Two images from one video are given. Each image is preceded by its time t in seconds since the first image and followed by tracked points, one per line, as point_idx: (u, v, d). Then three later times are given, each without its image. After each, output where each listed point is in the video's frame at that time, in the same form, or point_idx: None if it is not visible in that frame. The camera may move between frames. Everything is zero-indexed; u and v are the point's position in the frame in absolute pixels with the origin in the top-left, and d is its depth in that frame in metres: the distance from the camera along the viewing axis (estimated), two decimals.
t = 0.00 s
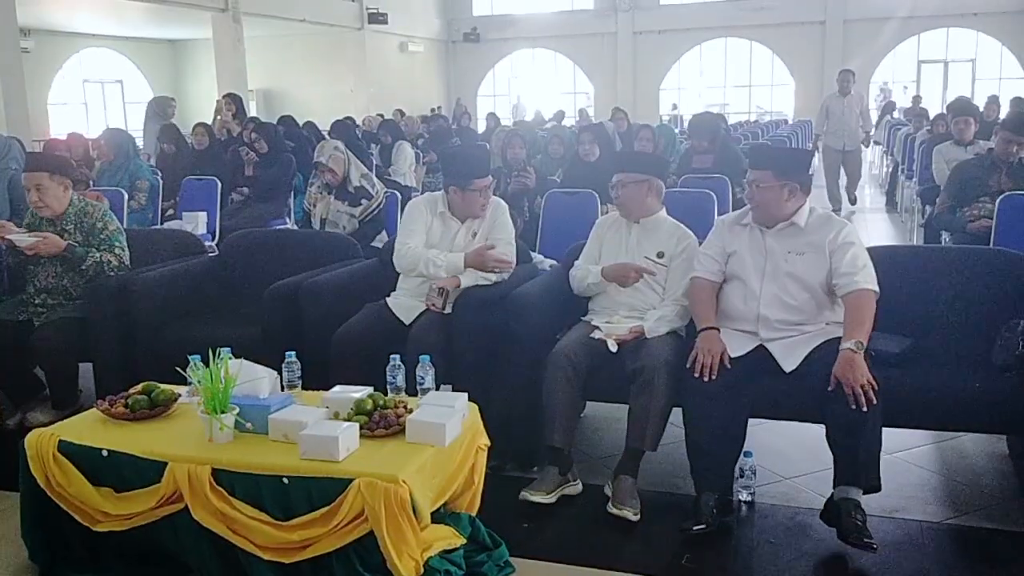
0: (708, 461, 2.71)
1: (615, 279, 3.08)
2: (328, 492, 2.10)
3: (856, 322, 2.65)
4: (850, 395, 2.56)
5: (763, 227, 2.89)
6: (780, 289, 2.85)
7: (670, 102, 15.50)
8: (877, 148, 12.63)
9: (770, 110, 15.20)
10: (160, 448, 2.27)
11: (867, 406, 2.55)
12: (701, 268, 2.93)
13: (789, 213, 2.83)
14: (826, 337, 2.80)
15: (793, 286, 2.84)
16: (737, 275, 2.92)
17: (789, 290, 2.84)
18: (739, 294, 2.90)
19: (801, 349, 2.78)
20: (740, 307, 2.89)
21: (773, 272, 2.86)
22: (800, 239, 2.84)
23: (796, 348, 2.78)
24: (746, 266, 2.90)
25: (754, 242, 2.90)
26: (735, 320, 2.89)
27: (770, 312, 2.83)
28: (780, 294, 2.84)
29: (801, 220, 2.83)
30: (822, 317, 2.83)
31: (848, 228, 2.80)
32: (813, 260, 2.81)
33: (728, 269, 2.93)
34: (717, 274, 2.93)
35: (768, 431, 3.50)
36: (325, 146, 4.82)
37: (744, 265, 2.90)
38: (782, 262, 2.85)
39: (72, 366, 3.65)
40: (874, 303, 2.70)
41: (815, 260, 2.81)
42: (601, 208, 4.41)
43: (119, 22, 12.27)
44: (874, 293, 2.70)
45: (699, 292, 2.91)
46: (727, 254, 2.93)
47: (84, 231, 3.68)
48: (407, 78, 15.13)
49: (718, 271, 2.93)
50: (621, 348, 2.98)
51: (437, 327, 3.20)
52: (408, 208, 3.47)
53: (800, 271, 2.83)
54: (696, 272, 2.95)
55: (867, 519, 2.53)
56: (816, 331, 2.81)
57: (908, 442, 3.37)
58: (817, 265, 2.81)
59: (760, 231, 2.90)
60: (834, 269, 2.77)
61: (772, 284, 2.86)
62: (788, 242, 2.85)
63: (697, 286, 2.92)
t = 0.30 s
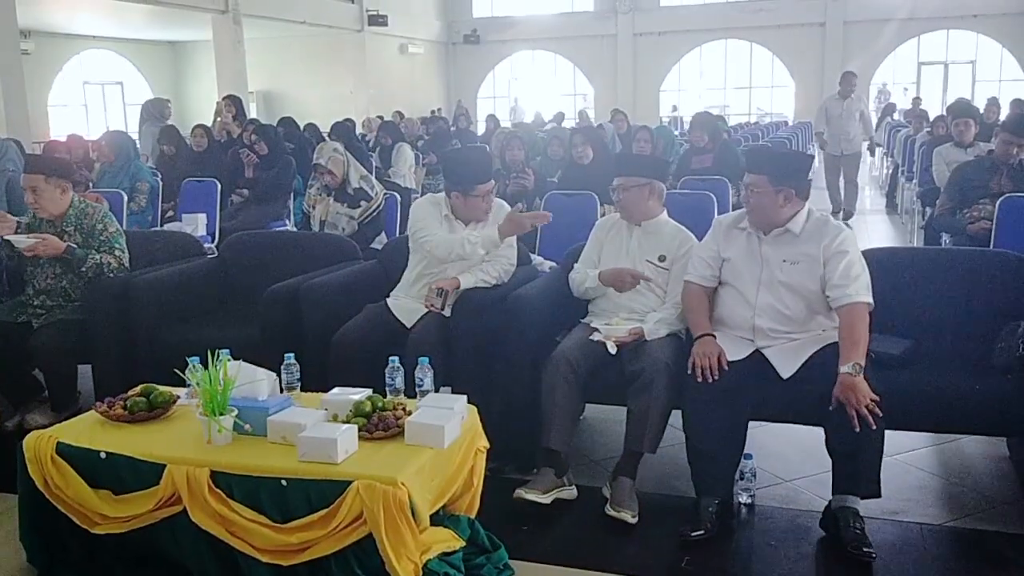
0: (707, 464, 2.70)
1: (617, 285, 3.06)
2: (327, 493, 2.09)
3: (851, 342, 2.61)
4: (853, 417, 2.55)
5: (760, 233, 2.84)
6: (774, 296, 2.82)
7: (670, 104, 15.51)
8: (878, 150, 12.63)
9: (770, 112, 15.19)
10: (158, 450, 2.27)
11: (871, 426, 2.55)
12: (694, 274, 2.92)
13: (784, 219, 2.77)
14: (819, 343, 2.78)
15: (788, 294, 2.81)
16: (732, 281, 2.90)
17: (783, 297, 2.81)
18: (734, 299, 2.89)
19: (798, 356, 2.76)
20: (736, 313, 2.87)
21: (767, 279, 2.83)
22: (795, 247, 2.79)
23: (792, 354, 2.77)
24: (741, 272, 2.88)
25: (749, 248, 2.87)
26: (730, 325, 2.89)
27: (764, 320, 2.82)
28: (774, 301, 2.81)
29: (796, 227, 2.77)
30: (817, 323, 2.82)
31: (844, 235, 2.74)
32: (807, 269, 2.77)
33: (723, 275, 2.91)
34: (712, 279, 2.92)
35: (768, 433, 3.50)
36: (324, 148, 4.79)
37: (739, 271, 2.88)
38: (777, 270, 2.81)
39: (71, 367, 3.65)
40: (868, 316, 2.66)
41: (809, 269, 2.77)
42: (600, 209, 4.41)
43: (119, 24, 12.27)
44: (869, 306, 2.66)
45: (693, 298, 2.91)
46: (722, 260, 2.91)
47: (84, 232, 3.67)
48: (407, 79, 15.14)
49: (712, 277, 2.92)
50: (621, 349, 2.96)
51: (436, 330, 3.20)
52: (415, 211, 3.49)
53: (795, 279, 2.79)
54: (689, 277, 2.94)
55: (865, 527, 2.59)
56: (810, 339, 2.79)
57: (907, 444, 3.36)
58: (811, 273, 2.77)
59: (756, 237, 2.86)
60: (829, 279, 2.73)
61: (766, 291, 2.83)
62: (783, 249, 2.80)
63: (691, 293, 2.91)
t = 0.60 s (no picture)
0: (709, 466, 2.70)
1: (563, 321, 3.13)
2: (328, 495, 2.09)
3: (851, 349, 2.60)
4: (858, 423, 2.54)
5: (756, 235, 2.84)
6: (772, 299, 2.82)
7: (671, 104, 15.51)
8: (879, 151, 12.62)
9: (771, 112, 15.19)
10: (158, 451, 2.27)
11: (876, 428, 2.54)
12: (691, 277, 2.91)
13: (781, 221, 2.76)
14: (817, 346, 2.78)
15: (785, 297, 2.80)
16: (729, 284, 2.89)
17: (780, 301, 2.81)
18: (731, 302, 2.88)
19: (797, 359, 2.75)
20: (733, 315, 2.87)
21: (765, 282, 2.83)
22: (791, 250, 2.78)
23: (791, 357, 2.76)
24: (738, 276, 2.86)
25: (746, 251, 2.86)
26: (729, 328, 2.88)
27: (761, 325, 2.82)
28: (772, 304, 2.81)
29: (792, 230, 2.77)
30: (815, 326, 2.81)
31: (840, 238, 2.73)
32: (804, 273, 2.76)
33: (720, 277, 2.91)
34: (710, 281, 2.91)
35: (770, 435, 3.49)
36: (326, 149, 4.77)
37: (735, 274, 2.87)
38: (773, 274, 2.80)
39: (72, 368, 3.65)
40: (865, 321, 2.64)
41: (805, 272, 2.76)
42: (601, 210, 4.41)
43: (121, 24, 12.28)
44: (865, 310, 2.65)
45: (691, 301, 2.91)
46: (719, 262, 2.90)
47: (85, 234, 3.68)
48: (408, 80, 15.15)
49: (709, 279, 2.91)
50: (620, 350, 2.97)
51: (436, 332, 3.19)
52: (411, 211, 3.47)
53: (791, 283, 2.78)
54: (685, 280, 2.93)
55: (868, 528, 2.58)
56: (807, 343, 2.78)
57: (910, 445, 3.36)
58: (807, 277, 2.76)
59: (752, 240, 2.85)
60: (825, 282, 2.71)
61: (764, 293, 2.83)
62: (780, 253, 2.79)
63: (688, 296, 2.91)
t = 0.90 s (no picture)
0: (714, 468, 2.70)
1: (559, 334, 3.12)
2: (333, 495, 2.09)
3: (857, 350, 2.59)
4: (864, 424, 2.53)
5: (761, 236, 2.83)
6: (777, 300, 2.81)
7: (676, 105, 15.49)
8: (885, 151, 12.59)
9: (777, 112, 15.16)
10: (165, 451, 2.27)
11: (881, 429, 2.54)
12: (695, 278, 2.92)
13: (785, 223, 2.76)
14: (823, 347, 2.77)
15: (790, 298, 2.80)
16: (735, 286, 2.89)
17: (785, 302, 2.80)
18: (736, 303, 2.88)
19: (803, 361, 2.74)
20: (739, 316, 2.87)
21: (770, 284, 2.82)
22: (796, 251, 2.77)
23: (796, 358, 2.76)
24: (744, 277, 2.86)
25: (751, 252, 2.85)
26: (735, 329, 2.88)
27: (766, 326, 2.82)
28: (777, 306, 2.81)
29: (797, 230, 2.76)
30: (820, 326, 2.80)
31: (845, 239, 2.72)
32: (808, 274, 2.76)
33: (725, 279, 2.91)
34: (714, 282, 2.91)
35: (776, 436, 3.49)
36: (334, 150, 4.83)
37: (740, 275, 2.87)
38: (778, 275, 2.80)
39: (78, 368, 3.66)
40: (871, 322, 2.64)
41: (810, 273, 2.75)
42: (607, 212, 4.40)
43: (127, 25, 12.29)
44: (870, 311, 2.64)
45: (695, 302, 2.91)
46: (724, 264, 2.90)
47: (91, 235, 3.69)
48: (414, 81, 15.16)
49: (714, 281, 2.91)
50: (625, 351, 2.97)
51: (442, 333, 3.19)
52: (403, 212, 3.50)
53: (796, 284, 2.78)
54: (689, 281, 2.94)
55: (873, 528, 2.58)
56: (813, 344, 2.77)
57: (916, 447, 3.35)
58: (813, 278, 2.75)
59: (757, 240, 2.84)
60: (830, 283, 2.71)
61: (769, 295, 2.82)
62: (784, 254, 2.79)
63: (693, 297, 2.91)
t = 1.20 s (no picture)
0: (730, 469, 2.69)
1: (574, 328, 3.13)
2: (348, 495, 2.10)
3: (873, 351, 2.57)
4: (881, 425, 2.53)
5: (777, 236, 2.82)
6: (793, 300, 2.80)
7: (690, 104, 15.44)
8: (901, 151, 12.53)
9: (791, 112, 15.10)
10: (181, 450, 2.29)
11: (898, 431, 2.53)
12: (711, 277, 2.91)
13: (802, 222, 2.75)
14: (839, 347, 2.76)
15: (807, 298, 2.79)
16: (751, 286, 2.88)
17: (802, 302, 2.79)
18: (751, 303, 2.87)
19: (819, 361, 2.74)
20: (754, 316, 2.86)
21: (786, 284, 2.81)
22: (813, 251, 2.76)
23: (813, 358, 2.75)
24: (760, 277, 2.85)
25: (767, 252, 2.84)
26: (750, 329, 2.87)
27: (782, 326, 2.81)
28: (793, 306, 2.80)
29: (814, 230, 2.75)
30: (837, 326, 2.79)
31: (863, 239, 2.71)
32: (825, 274, 2.74)
33: (741, 279, 2.90)
34: (730, 282, 2.90)
35: (792, 437, 3.47)
36: (348, 150, 4.89)
37: (756, 274, 2.86)
38: (794, 275, 2.79)
39: (94, 368, 3.68)
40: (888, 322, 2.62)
41: (827, 273, 2.74)
42: (621, 212, 4.39)
43: (142, 27, 12.35)
44: (888, 312, 2.62)
45: (710, 301, 2.90)
46: (740, 263, 2.89)
47: (109, 235, 3.71)
48: (427, 81, 15.19)
49: (730, 281, 2.91)
50: (641, 350, 2.97)
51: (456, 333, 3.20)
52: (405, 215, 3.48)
53: (812, 284, 2.77)
54: (705, 280, 2.93)
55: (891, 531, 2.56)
56: (829, 344, 2.76)
57: (932, 448, 3.33)
58: (830, 278, 2.74)
59: (774, 240, 2.84)
60: (847, 283, 2.70)
61: (785, 295, 2.81)
62: (801, 253, 2.78)
63: (709, 296, 2.91)
